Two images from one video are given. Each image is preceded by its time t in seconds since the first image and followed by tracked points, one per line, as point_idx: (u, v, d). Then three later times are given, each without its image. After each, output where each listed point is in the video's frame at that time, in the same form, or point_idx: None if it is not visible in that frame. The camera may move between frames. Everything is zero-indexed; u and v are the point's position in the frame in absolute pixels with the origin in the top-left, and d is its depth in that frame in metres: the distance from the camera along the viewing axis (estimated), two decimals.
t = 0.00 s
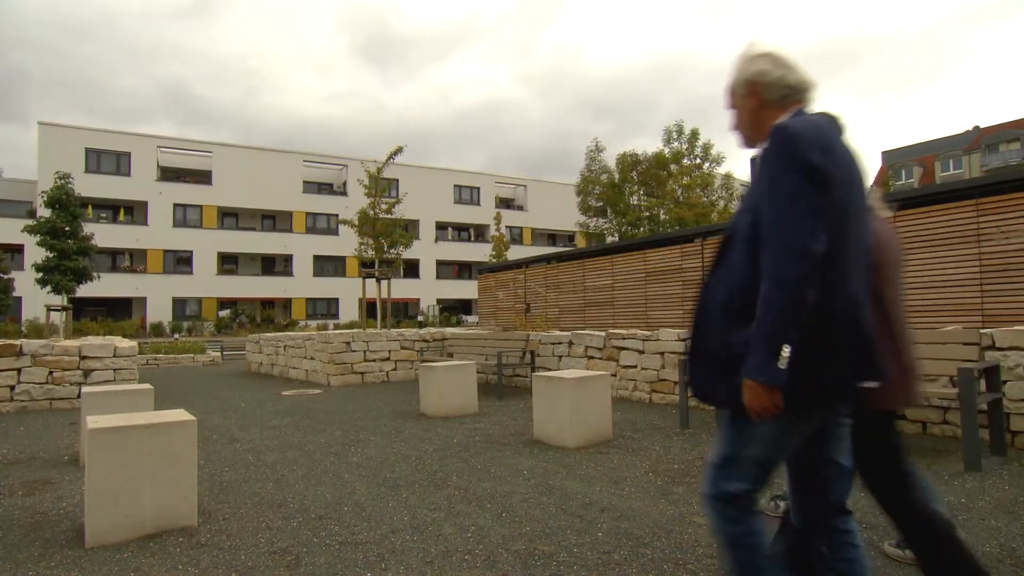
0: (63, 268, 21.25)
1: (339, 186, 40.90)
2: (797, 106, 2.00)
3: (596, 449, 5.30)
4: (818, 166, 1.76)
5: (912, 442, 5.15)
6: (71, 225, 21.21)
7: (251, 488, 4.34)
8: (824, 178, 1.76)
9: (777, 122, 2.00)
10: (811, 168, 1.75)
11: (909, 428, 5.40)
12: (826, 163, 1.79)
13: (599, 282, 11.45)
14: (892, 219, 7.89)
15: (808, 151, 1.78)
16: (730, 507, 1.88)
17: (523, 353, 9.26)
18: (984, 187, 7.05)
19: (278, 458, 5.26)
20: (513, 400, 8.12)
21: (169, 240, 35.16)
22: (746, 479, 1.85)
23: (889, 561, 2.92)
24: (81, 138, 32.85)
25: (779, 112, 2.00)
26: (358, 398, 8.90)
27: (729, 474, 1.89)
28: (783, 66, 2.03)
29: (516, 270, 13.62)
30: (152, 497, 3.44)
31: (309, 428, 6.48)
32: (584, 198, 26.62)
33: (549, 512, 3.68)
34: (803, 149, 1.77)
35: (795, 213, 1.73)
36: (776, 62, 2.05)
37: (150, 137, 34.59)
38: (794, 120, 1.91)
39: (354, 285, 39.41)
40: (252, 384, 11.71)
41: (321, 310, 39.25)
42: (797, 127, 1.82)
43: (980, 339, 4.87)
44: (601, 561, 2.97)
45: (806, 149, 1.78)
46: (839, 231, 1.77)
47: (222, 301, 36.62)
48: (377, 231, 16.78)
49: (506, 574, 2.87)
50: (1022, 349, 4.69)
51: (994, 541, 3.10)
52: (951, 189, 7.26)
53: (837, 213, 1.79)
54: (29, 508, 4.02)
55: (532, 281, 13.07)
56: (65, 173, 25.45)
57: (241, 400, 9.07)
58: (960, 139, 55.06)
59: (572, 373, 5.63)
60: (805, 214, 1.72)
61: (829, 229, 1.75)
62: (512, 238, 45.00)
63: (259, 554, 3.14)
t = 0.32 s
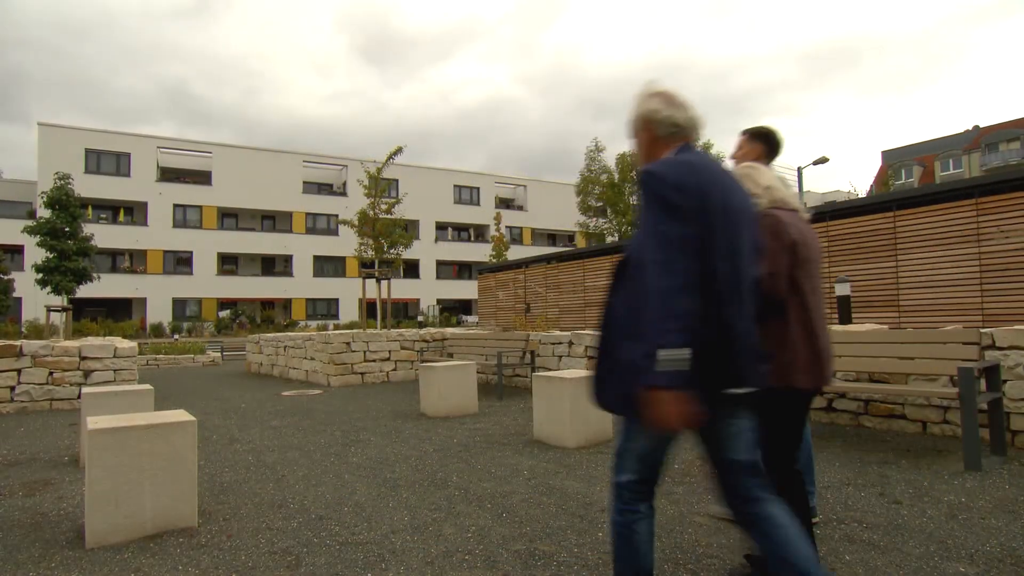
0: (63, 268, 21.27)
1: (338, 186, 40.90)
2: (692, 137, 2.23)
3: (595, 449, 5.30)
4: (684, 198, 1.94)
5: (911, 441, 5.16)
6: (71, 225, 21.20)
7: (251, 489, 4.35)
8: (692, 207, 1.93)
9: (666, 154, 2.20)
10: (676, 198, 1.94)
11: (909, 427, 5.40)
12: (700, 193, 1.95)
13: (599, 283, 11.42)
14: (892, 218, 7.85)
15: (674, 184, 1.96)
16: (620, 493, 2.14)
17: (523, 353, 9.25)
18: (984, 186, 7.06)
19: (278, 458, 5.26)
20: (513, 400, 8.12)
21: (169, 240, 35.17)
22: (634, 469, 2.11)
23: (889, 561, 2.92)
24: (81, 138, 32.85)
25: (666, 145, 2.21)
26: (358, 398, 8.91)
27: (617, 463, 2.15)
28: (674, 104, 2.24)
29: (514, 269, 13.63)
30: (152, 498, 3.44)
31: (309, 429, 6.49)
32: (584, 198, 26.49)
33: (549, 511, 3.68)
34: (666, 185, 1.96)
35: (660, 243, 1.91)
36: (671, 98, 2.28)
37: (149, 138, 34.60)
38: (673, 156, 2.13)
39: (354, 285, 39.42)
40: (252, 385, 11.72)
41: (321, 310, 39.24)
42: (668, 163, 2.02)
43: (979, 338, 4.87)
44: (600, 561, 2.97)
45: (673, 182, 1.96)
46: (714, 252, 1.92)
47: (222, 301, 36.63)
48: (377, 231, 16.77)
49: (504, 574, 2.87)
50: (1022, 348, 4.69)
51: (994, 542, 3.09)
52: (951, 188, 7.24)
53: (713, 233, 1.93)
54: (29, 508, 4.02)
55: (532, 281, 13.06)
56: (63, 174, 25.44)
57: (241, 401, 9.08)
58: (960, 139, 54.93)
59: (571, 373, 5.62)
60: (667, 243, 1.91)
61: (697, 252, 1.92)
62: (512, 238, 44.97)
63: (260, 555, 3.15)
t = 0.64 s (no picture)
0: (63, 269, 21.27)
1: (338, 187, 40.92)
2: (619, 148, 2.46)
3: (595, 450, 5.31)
4: (591, 204, 2.19)
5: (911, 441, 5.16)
6: (71, 225, 21.22)
7: (251, 489, 4.35)
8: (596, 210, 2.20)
9: (593, 162, 2.43)
10: (583, 202, 2.19)
11: (909, 427, 5.40)
12: (606, 196, 2.22)
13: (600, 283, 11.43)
14: (892, 218, 7.89)
15: (582, 188, 2.21)
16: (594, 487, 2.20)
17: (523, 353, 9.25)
18: (984, 186, 7.06)
19: (277, 458, 5.26)
20: (513, 400, 8.13)
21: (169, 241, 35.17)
22: (603, 462, 2.18)
23: (890, 561, 2.91)
24: (81, 138, 32.86)
25: (594, 154, 2.43)
26: (358, 398, 8.92)
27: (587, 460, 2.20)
28: (603, 116, 2.47)
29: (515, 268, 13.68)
30: (152, 498, 3.44)
31: (309, 429, 6.49)
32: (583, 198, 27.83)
33: (549, 512, 3.68)
34: (575, 187, 2.22)
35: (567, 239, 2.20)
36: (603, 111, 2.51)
37: (149, 138, 34.60)
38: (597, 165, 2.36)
39: (354, 285, 39.43)
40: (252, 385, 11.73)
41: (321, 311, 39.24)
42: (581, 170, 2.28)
43: (980, 338, 4.87)
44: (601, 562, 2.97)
45: (581, 186, 2.21)
46: (617, 252, 2.20)
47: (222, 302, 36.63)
48: (377, 231, 16.75)
49: (505, 575, 2.87)
50: (1022, 348, 4.69)
51: (995, 541, 3.09)
52: (951, 188, 7.24)
53: (610, 228, 2.21)
54: (29, 508, 4.02)
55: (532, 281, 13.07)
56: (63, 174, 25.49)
57: (241, 401, 9.09)
58: (959, 139, 54.99)
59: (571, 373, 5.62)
60: (564, 239, 2.19)
61: (599, 253, 2.20)
62: (512, 238, 45.01)
63: (260, 555, 3.15)
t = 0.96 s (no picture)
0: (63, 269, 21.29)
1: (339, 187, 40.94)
2: (564, 177, 2.72)
3: (594, 450, 5.30)
4: (538, 228, 2.44)
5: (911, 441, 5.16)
6: (71, 225, 21.21)
7: (251, 489, 4.35)
8: (545, 233, 2.44)
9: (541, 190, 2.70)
10: (531, 226, 2.44)
11: (909, 427, 5.40)
12: (555, 221, 2.46)
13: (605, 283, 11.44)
14: (892, 218, 7.90)
15: (529, 214, 2.45)
16: (545, 471, 2.45)
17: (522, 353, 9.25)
18: (984, 186, 7.05)
19: (277, 458, 5.26)
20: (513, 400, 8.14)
21: (169, 240, 35.16)
22: (551, 450, 2.46)
23: (890, 561, 2.91)
24: (81, 138, 32.86)
25: (542, 184, 2.70)
26: (358, 398, 8.92)
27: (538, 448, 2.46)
28: (551, 150, 2.74)
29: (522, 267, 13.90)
30: (152, 498, 3.44)
31: (309, 429, 6.50)
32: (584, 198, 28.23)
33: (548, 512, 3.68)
34: (525, 214, 2.45)
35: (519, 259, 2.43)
36: (552, 145, 2.77)
37: (149, 138, 34.61)
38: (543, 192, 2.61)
39: (354, 285, 39.43)
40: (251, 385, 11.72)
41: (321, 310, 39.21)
42: (526, 198, 2.52)
43: (979, 338, 4.87)
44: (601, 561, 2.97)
45: (529, 212, 2.45)
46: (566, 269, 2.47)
47: (222, 302, 36.62)
48: (377, 231, 16.75)
49: (505, 574, 2.86)
50: (1022, 348, 4.69)
51: (995, 542, 3.08)
52: (951, 188, 7.23)
53: (553, 257, 2.44)
54: (29, 508, 4.02)
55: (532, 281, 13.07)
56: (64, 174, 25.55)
57: (241, 401, 9.09)
58: (959, 139, 55.09)
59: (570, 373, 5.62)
60: (512, 265, 2.44)
61: (543, 273, 2.45)
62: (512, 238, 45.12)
63: (260, 555, 3.15)
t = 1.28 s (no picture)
0: (63, 268, 21.27)
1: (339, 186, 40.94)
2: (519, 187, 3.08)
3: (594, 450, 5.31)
4: (504, 232, 2.84)
5: (912, 441, 5.16)
6: (71, 225, 21.19)
7: (251, 489, 4.34)
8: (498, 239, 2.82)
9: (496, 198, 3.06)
10: (498, 231, 2.83)
11: (909, 428, 5.40)
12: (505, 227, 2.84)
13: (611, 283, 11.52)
14: (892, 218, 7.90)
15: (496, 221, 2.84)
16: (453, 436, 2.95)
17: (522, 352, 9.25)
18: (985, 186, 7.04)
19: (277, 458, 5.25)
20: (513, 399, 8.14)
21: (169, 240, 35.15)
22: (461, 422, 2.92)
23: (889, 562, 2.91)
24: (81, 137, 32.85)
25: (497, 192, 3.06)
26: (358, 398, 8.91)
27: (449, 418, 2.95)
28: (503, 161, 3.06)
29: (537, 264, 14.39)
30: (152, 498, 3.44)
31: (309, 428, 6.50)
32: (584, 198, 28.51)
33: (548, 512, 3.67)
34: (482, 221, 2.82)
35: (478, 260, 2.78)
36: (504, 155, 3.08)
37: (150, 138, 34.60)
38: (497, 199, 2.98)
39: (354, 284, 39.44)
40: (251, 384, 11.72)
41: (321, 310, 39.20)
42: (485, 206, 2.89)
43: (979, 339, 4.87)
44: (601, 561, 2.97)
45: (493, 219, 2.83)
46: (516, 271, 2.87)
47: (222, 301, 36.62)
48: (377, 231, 16.74)
49: (505, 574, 2.86)
50: (1022, 348, 4.70)
51: (995, 542, 3.09)
52: (952, 188, 7.22)
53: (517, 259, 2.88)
54: (29, 508, 4.01)
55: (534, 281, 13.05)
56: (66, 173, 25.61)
57: (241, 401, 9.07)
58: (959, 139, 55.10)
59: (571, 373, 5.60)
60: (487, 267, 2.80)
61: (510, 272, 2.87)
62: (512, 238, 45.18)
63: (259, 554, 3.15)
